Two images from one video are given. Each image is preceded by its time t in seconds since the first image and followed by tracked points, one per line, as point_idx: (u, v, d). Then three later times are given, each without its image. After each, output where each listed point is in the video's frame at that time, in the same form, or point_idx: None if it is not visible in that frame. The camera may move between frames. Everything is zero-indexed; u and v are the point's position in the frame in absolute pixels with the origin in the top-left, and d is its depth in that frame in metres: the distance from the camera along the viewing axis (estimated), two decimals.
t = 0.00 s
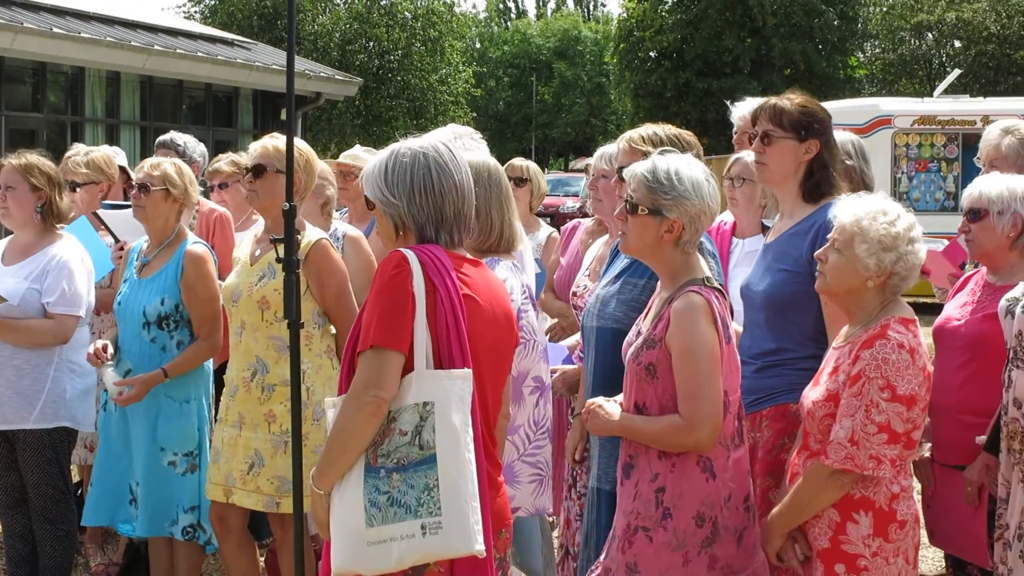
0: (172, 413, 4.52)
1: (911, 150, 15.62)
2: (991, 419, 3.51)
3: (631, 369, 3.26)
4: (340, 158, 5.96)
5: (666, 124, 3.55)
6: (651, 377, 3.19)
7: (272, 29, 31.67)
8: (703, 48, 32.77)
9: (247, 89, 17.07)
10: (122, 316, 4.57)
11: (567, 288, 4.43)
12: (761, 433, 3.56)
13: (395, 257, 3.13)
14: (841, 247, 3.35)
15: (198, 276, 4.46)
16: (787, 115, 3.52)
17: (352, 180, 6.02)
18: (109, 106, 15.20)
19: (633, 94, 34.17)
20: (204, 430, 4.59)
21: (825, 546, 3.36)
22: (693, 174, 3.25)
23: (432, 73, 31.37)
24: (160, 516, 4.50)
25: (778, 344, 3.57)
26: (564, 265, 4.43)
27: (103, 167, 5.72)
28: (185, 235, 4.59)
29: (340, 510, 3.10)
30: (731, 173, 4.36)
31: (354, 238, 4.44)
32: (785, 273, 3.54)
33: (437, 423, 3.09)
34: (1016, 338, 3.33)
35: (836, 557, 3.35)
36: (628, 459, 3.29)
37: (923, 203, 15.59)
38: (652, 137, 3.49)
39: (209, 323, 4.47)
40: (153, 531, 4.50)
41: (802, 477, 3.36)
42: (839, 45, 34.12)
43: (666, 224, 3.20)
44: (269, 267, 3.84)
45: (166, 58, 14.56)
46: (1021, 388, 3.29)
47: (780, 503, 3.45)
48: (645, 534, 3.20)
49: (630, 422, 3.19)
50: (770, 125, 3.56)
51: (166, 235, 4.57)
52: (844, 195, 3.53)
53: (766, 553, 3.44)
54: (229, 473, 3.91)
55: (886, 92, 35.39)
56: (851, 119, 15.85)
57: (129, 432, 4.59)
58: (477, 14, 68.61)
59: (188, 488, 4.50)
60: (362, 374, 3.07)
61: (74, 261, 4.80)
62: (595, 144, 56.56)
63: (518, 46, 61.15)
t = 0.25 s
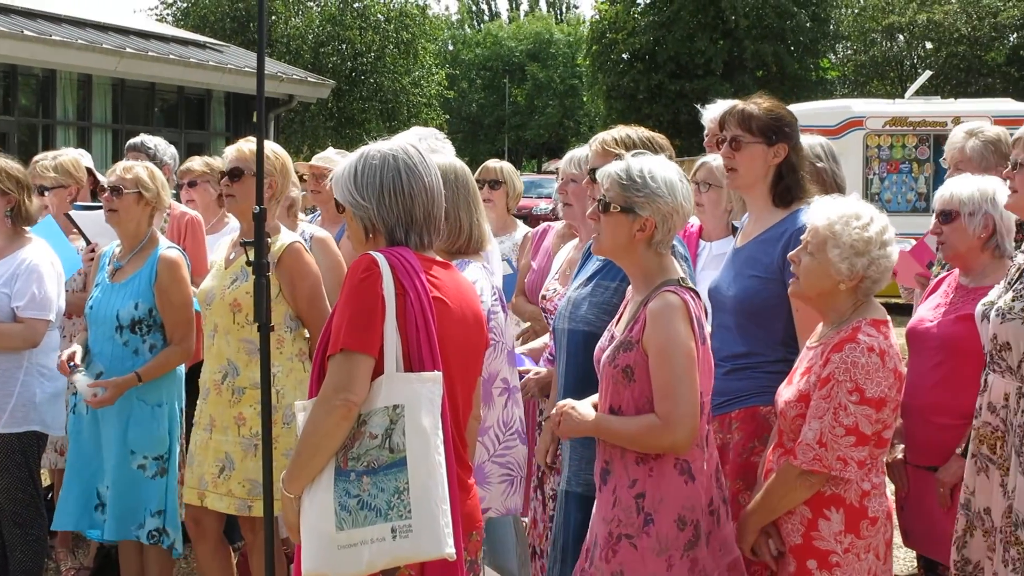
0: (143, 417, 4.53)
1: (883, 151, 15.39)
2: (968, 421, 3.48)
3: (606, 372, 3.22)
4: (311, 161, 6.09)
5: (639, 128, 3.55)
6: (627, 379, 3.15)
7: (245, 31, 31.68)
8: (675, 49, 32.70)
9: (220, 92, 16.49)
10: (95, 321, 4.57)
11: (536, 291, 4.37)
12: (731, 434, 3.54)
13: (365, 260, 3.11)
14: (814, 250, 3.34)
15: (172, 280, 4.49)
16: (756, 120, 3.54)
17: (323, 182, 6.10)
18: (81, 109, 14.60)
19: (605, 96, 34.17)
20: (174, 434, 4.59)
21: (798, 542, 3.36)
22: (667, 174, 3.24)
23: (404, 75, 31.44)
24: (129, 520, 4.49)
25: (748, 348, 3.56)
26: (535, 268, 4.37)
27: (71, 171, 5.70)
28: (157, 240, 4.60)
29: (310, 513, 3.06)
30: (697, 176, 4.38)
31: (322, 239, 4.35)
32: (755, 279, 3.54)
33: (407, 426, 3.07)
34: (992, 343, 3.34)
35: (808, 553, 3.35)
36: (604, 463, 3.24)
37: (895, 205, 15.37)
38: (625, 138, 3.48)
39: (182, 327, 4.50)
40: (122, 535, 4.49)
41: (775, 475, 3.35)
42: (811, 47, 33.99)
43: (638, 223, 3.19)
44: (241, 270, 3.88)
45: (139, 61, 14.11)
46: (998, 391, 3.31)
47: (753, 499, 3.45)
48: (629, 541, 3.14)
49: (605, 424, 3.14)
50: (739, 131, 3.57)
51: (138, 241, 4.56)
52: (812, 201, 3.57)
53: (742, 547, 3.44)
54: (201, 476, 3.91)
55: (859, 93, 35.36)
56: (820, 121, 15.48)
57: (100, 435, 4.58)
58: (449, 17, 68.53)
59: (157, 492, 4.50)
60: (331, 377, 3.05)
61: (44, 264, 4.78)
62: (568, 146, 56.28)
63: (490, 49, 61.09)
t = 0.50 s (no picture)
0: (115, 418, 4.53)
1: (854, 151, 15.36)
2: (939, 421, 3.49)
3: (577, 376, 3.19)
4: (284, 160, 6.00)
5: (609, 128, 3.56)
6: (600, 383, 3.13)
7: (216, 31, 31.71)
8: (647, 49, 32.61)
9: (191, 92, 16.34)
10: (66, 323, 4.58)
11: (508, 290, 4.41)
12: (703, 434, 3.52)
13: (333, 262, 3.10)
14: (786, 252, 3.34)
15: (144, 283, 4.50)
16: (723, 121, 3.56)
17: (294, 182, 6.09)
18: (50, 110, 14.44)
19: (576, 96, 34.11)
20: (146, 436, 4.60)
21: (769, 541, 3.34)
22: (634, 175, 3.26)
23: (377, 75, 31.77)
24: (99, 521, 4.49)
25: (719, 350, 3.55)
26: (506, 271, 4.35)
27: (40, 171, 5.68)
28: (128, 242, 4.61)
29: (278, 514, 3.06)
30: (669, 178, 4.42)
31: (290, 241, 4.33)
32: (726, 281, 3.54)
33: (375, 427, 3.06)
34: (965, 345, 3.34)
35: (779, 551, 3.33)
36: (574, 470, 3.21)
37: (866, 205, 15.38)
38: (596, 139, 3.51)
39: (155, 330, 4.51)
40: (93, 536, 4.49)
41: (747, 475, 3.33)
42: (783, 47, 34.11)
43: (606, 224, 3.20)
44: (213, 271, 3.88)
45: (108, 61, 14.04)
46: (970, 394, 3.32)
47: (726, 498, 3.43)
48: (599, 547, 3.11)
49: (579, 428, 3.10)
50: (706, 132, 3.59)
51: (109, 243, 4.58)
52: (783, 203, 3.58)
53: (715, 543, 3.43)
54: (173, 477, 3.94)
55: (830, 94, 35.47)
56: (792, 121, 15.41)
57: (70, 437, 4.57)
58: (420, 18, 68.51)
59: (130, 494, 4.50)
60: (299, 378, 3.05)
61: (12, 266, 4.75)
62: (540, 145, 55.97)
63: (461, 50, 60.86)
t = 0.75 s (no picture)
0: (82, 422, 4.53)
1: (820, 152, 15.37)
2: (907, 421, 3.48)
3: (540, 380, 3.19)
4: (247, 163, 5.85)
5: (578, 129, 3.56)
6: (561, 385, 3.13)
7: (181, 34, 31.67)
8: (613, 51, 32.67)
9: (158, 93, 16.37)
10: (32, 326, 4.58)
11: (476, 292, 4.43)
12: (671, 435, 3.53)
13: (299, 264, 3.04)
14: (753, 252, 3.32)
15: (111, 287, 4.50)
16: (689, 120, 3.55)
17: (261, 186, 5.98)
18: (16, 112, 14.34)
19: (544, 98, 34.23)
20: (114, 440, 4.62)
21: (734, 543, 3.34)
22: (600, 178, 3.25)
23: (344, 78, 31.82)
24: (67, 525, 4.51)
25: (687, 349, 3.54)
26: (473, 270, 4.50)
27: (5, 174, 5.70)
28: (95, 245, 4.61)
29: (242, 518, 2.99)
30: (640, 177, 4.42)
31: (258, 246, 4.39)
32: (694, 279, 3.52)
33: (341, 430, 3.01)
34: (931, 344, 3.35)
35: (744, 554, 3.33)
36: (536, 475, 3.25)
37: (833, 206, 15.44)
38: (565, 141, 3.47)
39: (121, 334, 4.51)
40: (59, 540, 4.50)
41: (712, 476, 3.34)
42: (749, 48, 34.07)
43: (572, 226, 3.18)
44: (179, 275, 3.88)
45: (74, 63, 14.01)
46: (935, 394, 3.34)
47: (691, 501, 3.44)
48: (560, 552, 3.13)
49: (538, 431, 3.11)
50: (674, 131, 3.58)
51: (75, 246, 4.59)
52: (750, 202, 3.56)
53: (680, 546, 3.45)
54: (141, 480, 3.98)
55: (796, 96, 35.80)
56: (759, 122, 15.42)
57: (37, 441, 4.58)
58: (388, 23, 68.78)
59: (98, 497, 4.53)
60: (264, 381, 2.98)
61: None
62: (507, 147, 56.12)
63: (427, 53, 61.39)
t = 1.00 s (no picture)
0: (60, 430, 4.57)
1: (796, 156, 15.31)
2: (881, 425, 3.49)
3: (506, 387, 3.28)
4: (221, 170, 6.00)
5: (551, 135, 3.59)
6: (524, 392, 3.22)
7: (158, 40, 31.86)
8: (589, 57, 32.72)
9: (133, 100, 16.46)
10: (7, 334, 4.63)
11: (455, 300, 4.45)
12: (650, 442, 3.54)
13: (273, 272, 3.04)
14: (725, 257, 3.34)
15: (85, 293, 4.54)
16: (667, 125, 3.54)
17: (235, 193, 6.01)
18: None
19: (521, 103, 34.34)
20: (92, 448, 4.65)
21: (707, 552, 3.36)
22: (567, 186, 3.32)
23: (320, 83, 32.67)
24: (50, 533, 4.55)
25: (667, 354, 3.54)
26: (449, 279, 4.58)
27: None
28: (68, 252, 4.65)
29: (217, 527, 3.02)
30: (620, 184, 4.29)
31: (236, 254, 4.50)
32: (671, 283, 3.52)
33: (315, 438, 3.02)
34: (901, 348, 3.40)
35: (717, 563, 3.35)
36: (505, 482, 3.34)
37: (809, 211, 15.31)
38: (539, 148, 3.52)
39: (96, 339, 4.55)
40: (43, 549, 4.53)
41: (686, 484, 3.35)
42: (725, 53, 34.14)
43: (538, 235, 3.25)
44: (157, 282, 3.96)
45: (50, 69, 13.99)
46: (907, 397, 3.37)
47: (664, 507, 3.46)
48: (525, 558, 3.22)
49: (500, 438, 3.20)
50: (651, 136, 3.57)
51: (49, 252, 4.61)
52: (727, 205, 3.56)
53: (652, 557, 3.47)
54: (121, 489, 4.04)
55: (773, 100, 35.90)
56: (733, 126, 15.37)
57: (16, 450, 4.61)
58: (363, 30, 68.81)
59: (78, 505, 4.56)
60: (238, 389, 2.98)
61: None
62: (484, 154, 56.25)
63: (405, 56, 61.46)
